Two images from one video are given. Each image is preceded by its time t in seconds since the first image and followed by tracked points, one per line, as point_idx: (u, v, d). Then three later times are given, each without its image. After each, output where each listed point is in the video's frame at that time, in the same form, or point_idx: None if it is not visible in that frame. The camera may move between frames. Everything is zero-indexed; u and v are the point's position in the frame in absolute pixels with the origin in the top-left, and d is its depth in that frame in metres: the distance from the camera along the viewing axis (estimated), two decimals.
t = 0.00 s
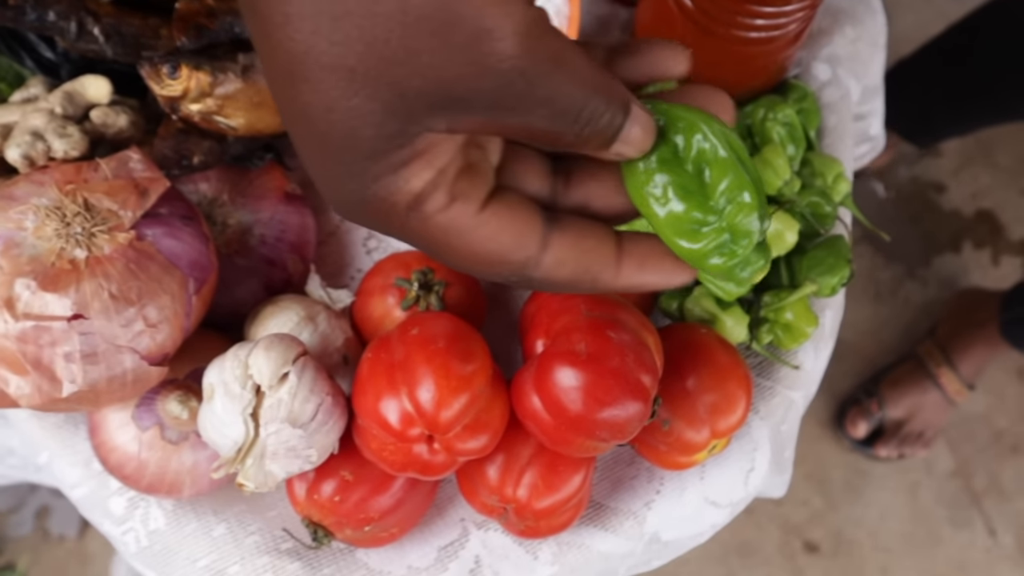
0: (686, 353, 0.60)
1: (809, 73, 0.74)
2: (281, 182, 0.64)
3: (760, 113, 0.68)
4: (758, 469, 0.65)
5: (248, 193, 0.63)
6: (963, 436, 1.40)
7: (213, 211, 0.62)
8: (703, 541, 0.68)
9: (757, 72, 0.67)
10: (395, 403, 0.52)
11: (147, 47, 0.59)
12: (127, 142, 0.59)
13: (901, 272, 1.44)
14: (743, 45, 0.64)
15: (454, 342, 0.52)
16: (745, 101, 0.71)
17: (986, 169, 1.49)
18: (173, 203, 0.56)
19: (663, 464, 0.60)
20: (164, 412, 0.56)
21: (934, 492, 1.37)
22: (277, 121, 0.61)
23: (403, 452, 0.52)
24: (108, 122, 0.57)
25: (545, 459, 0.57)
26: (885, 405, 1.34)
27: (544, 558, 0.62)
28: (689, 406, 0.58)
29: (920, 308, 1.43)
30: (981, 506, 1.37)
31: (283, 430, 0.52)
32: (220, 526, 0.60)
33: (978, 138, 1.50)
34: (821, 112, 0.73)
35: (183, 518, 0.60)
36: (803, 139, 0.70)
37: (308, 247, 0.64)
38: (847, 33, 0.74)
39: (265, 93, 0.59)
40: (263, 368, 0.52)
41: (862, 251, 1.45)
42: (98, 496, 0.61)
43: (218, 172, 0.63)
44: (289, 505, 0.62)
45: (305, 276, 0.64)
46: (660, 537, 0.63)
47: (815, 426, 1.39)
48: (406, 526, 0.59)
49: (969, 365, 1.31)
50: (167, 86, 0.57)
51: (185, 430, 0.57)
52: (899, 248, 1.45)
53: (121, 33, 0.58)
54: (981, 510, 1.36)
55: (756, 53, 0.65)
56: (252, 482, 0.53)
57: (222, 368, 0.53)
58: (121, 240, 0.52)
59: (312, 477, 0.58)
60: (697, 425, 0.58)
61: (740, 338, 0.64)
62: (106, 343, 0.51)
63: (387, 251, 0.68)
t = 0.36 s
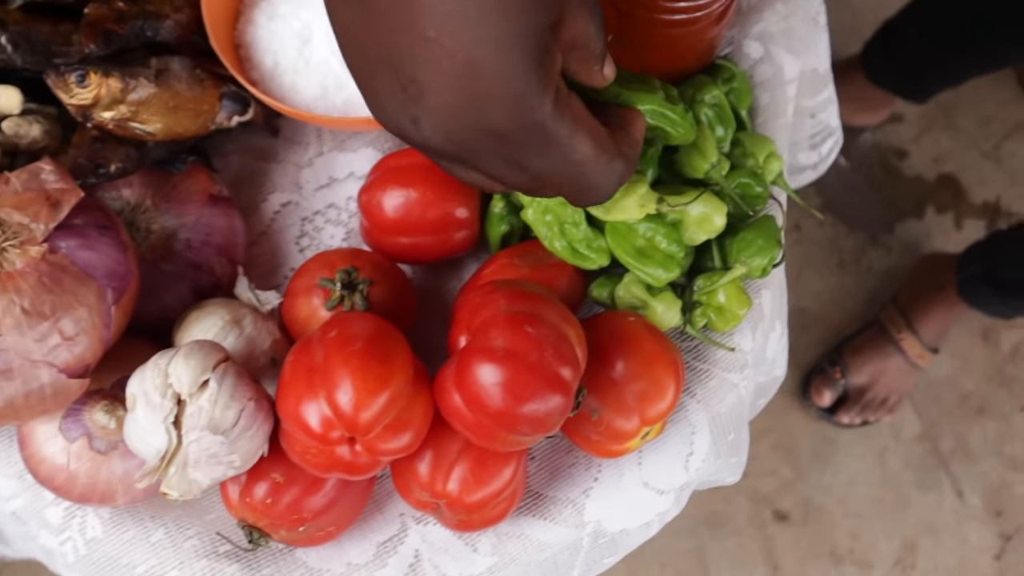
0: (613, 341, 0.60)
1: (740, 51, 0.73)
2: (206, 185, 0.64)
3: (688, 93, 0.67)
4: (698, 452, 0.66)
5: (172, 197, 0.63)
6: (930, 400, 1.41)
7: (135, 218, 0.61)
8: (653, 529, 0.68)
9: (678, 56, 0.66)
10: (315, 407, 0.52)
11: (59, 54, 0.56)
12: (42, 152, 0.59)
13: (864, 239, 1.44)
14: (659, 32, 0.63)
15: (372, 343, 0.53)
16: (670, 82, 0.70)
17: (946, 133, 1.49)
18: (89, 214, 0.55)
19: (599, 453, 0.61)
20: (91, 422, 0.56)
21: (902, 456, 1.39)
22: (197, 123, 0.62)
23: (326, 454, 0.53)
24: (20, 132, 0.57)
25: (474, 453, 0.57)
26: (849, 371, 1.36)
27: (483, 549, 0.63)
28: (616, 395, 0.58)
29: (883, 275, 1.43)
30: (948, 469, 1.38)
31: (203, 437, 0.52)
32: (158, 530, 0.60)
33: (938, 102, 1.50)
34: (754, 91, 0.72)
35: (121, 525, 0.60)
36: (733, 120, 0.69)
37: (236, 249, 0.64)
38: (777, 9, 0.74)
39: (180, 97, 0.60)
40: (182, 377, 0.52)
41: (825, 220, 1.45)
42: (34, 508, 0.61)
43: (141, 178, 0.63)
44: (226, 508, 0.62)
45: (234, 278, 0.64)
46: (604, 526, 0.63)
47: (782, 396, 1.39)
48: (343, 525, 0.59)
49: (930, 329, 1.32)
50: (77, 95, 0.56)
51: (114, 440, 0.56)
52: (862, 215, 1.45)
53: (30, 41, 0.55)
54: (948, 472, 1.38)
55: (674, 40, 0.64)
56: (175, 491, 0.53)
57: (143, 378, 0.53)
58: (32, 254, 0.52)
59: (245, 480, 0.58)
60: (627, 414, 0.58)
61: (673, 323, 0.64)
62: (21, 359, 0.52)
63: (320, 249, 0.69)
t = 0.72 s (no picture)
0: (561, 364, 0.59)
1: (678, 61, 0.73)
2: (140, 227, 0.63)
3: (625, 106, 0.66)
4: (656, 468, 0.65)
5: (104, 242, 0.61)
6: (902, 390, 1.41)
7: (67, 265, 0.60)
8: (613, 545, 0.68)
9: (612, 71, 0.66)
10: (255, 452, 0.51)
11: None
12: None
13: (827, 233, 1.45)
14: (590, 45, 0.62)
15: (310, 384, 0.52)
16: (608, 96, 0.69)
17: (903, 124, 1.50)
18: (17, 265, 0.54)
19: (553, 477, 0.61)
20: (29, 479, 0.54)
21: (877, 448, 1.39)
22: (125, 164, 0.60)
23: (270, 500, 0.52)
24: None
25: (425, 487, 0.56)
26: (821, 367, 1.35)
27: None
28: (566, 419, 0.58)
29: (849, 269, 1.43)
30: (923, 458, 1.39)
31: (141, 490, 0.51)
32: None
33: (893, 94, 1.51)
34: (694, 99, 0.71)
35: None
36: (674, 131, 0.68)
37: (175, 290, 0.63)
38: (713, 17, 0.74)
39: (105, 139, 0.58)
40: (117, 430, 0.51)
41: (788, 216, 1.45)
42: None
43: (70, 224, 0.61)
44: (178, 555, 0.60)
45: (174, 321, 0.63)
46: (563, 547, 0.63)
47: (755, 395, 1.39)
48: (298, 566, 0.58)
49: (899, 321, 1.32)
50: None
51: (54, 496, 0.54)
52: (823, 210, 1.45)
53: None
54: (923, 462, 1.38)
55: (606, 54, 0.64)
56: (115, 547, 0.52)
57: (77, 432, 0.51)
58: None
59: (193, 526, 0.56)
60: (578, 437, 0.58)
61: (623, 341, 0.63)
62: None
63: (262, 284, 0.68)
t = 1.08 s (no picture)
0: (549, 386, 0.61)
1: (649, 79, 0.74)
2: (126, 270, 0.63)
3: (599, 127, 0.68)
4: (647, 481, 0.66)
5: (92, 286, 0.62)
6: (887, 384, 1.43)
7: (56, 312, 0.61)
8: (610, 559, 0.69)
9: (585, 94, 0.67)
10: (253, 490, 0.52)
11: None
12: None
13: (806, 233, 1.46)
14: (562, 69, 0.64)
15: (304, 420, 0.53)
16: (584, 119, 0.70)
17: (875, 121, 1.52)
18: (6, 316, 0.55)
19: (548, 497, 0.62)
20: (29, 526, 0.54)
21: (865, 442, 1.40)
22: (109, 209, 0.61)
23: (270, 536, 0.53)
24: None
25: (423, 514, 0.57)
26: (806, 365, 1.37)
27: None
28: (557, 439, 0.59)
29: (829, 267, 1.45)
30: (911, 450, 1.40)
31: (143, 534, 0.51)
32: None
33: (864, 91, 1.53)
34: (667, 116, 0.72)
35: None
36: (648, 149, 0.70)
37: (164, 330, 0.63)
38: (682, 34, 0.75)
39: (88, 187, 0.59)
40: (115, 476, 0.51)
41: (766, 217, 1.47)
42: None
43: (58, 271, 0.62)
44: None
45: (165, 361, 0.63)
46: (560, 564, 0.64)
47: (743, 396, 1.40)
48: None
49: (881, 317, 1.34)
50: None
51: (54, 543, 0.55)
52: (800, 210, 1.47)
53: None
54: (912, 454, 1.40)
55: (578, 77, 0.65)
56: None
57: (76, 480, 0.52)
58: None
59: (195, 566, 0.56)
60: (569, 457, 0.59)
61: (609, 359, 0.64)
62: None
63: (250, 319, 0.68)
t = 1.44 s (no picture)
0: (545, 435, 0.61)
1: (636, 119, 0.74)
2: (121, 330, 0.63)
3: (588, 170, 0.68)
4: (646, 522, 0.67)
5: (88, 350, 0.62)
6: (884, 398, 1.44)
7: (53, 377, 0.61)
8: None
9: (574, 138, 0.67)
10: (254, 554, 0.52)
11: None
12: None
13: (798, 250, 1.47)
14: (550, 117, 0.64)
15: (302, 483, 0.53)
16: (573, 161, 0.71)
17: (863, 136, 1.53)
18: (4, 387, 0.55)
19: (547, 543, 0.62)
20: None
21: (864, 457, 1.41)
22: (103, 271, 0.61)
23: None
24: None
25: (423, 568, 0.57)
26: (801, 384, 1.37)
27: None
28: (554, 488, 0.60)
29: (822, 283, 1.46)
30: (910, 464, 1.41)
31: None
32: None
33: (851, 107, 1.54)
34: (655, 155, 0.73)
35: None
36: (637, 189, 0.70)
37: (161, 390, 0.63)
38: (667, 72, 0.75)
39: (81, 252, 0.59)
40: (116, 546, 0.51)
41: (758, 236, 1.48)
42: None
43: (53, 335, 0.62)
44: None
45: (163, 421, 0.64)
46: None
47: (740, 415, 1.41)
48: None
49: (874, 332, 1.34)
50: None
51: None
52: (791, 227, 1.48)
53: None
54: (910, 467, 1.41)
55: (567, 124, 0.65)
56: None
57: (77, 550, 0.52)
58: None
59: None
60: (567, 505, 0.59)
61: (604, 403, 0.65)
62: None
63: (246, 373, 0.68)
